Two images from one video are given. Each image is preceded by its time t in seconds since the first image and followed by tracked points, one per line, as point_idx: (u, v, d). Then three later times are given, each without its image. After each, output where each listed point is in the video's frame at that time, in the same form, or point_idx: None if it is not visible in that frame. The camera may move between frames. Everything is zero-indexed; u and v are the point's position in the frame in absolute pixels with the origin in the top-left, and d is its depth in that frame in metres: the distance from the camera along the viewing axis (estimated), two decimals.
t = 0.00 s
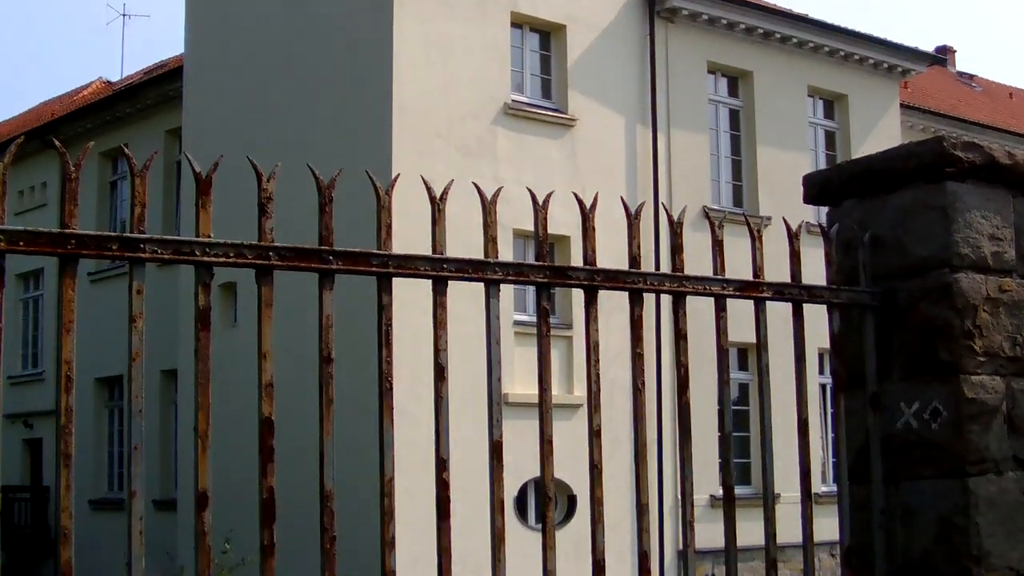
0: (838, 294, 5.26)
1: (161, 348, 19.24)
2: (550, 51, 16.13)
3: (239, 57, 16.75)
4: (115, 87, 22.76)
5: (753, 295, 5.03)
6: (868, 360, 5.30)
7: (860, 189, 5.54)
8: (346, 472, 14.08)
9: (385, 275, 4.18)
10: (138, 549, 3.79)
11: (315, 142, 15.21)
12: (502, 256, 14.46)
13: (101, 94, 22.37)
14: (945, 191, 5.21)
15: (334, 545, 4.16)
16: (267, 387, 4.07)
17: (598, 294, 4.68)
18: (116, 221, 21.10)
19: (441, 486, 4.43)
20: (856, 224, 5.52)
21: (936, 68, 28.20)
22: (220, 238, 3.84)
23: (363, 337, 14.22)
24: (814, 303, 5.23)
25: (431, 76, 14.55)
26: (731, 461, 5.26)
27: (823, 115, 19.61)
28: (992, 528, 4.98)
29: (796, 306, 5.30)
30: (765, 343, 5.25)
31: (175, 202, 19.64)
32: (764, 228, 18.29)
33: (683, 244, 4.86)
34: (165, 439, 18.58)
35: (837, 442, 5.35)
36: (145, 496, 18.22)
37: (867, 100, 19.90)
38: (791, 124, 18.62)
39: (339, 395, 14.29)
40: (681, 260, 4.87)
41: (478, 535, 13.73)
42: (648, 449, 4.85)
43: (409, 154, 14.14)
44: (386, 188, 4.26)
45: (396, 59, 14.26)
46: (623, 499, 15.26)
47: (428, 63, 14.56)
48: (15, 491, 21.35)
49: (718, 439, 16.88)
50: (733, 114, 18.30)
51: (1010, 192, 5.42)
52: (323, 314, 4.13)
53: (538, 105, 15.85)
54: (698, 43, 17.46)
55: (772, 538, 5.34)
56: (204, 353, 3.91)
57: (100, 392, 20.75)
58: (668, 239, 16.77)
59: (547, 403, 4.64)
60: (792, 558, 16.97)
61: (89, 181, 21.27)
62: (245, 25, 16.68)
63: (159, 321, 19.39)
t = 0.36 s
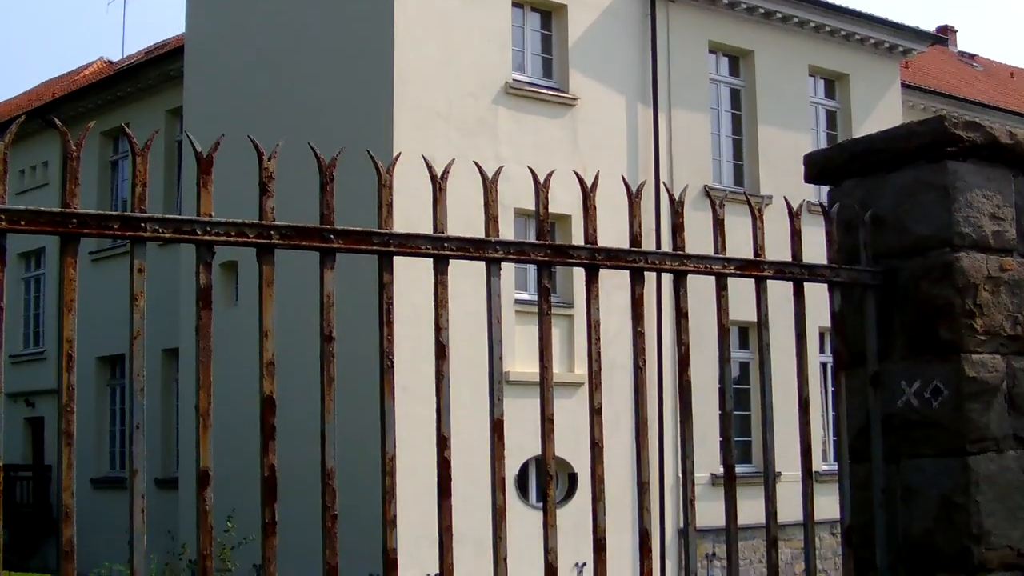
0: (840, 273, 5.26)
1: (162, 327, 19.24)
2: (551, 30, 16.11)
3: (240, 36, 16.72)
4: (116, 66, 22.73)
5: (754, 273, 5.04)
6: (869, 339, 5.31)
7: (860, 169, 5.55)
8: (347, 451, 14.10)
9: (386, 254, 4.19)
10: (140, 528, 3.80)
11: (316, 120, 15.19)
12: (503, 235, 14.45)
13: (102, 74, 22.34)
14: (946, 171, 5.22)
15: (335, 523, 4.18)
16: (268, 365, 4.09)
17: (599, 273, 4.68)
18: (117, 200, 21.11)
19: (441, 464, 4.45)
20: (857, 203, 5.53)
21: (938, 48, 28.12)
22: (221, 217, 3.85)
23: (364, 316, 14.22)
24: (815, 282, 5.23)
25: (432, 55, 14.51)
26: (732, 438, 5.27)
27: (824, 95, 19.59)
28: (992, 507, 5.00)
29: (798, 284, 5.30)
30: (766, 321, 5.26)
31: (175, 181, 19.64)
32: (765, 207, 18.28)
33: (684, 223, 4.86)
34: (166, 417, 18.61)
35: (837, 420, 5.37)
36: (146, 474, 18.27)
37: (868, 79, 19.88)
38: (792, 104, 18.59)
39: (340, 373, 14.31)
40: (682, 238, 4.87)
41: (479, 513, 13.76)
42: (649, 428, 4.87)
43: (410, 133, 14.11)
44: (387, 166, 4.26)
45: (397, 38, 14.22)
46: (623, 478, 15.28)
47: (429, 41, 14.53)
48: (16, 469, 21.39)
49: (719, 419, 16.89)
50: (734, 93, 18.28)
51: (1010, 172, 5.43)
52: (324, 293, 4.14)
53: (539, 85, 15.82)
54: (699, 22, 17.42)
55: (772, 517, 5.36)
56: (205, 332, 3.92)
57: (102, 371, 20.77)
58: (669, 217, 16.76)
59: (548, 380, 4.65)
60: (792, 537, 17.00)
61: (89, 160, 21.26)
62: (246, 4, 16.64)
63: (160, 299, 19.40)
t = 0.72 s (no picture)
0: (841, 253, 5.26)
1: (163, 306, 19.25)
2: (552, 9, 16.06)
3: (240, 15, 16.67)
4: (116, 46, 22.67)
5: (755, 252, 5.03)
6: (870, 319, 5.31)
7: (861, 148, 5.55)
8: (348, 431, 14.11)
9: (387, 233, 4.19)
10: (141, 507, 3.81)
11: (317, 99, 15.16)
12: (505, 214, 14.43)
13: (102, 53, 22.29)
14: (948, 150, 5.21)
15: (337, 503, 4.19)
16: (270, 344, 4.09)
17: (600, 253, 4.68)
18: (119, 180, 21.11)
19: (442, 444, 4.46)
20: (859, 182, 5.52)
21: (940, 28, 28.04)
22: (221, 197, 3.84)
23: (366, 295, 14.22)
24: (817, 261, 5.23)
25: (433, 34, 14.46)
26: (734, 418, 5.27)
27: (825, 74, 19.53)
28: (993, 487, 5.01)
29: (799, 264, 5.30)
30: (767, 300, 5.26)
31: (177, 161, 19.63)
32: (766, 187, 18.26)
33: (685, 203, 4.85)
34: (169, 397, 18.64)
35: (838, 400, 5.37)
36: (149, 454, 18.30)
37: (870, 59, 19.83)
38: (793, 83, 18.55)
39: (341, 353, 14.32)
40: (684, 218, 4.87)
41: (480, 492, 13.78)
42: (650, 408, 4.87)
43: (411, 112, 14.08)
44: (388, 145, 4.26)
45: (398, 17, 14.17)
46: (624, 458, 15.30)
47: (430, 20, 14.47)
48: (18, 449, 21.42)
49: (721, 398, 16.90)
50: (735, 72, 18.23)
51: (1013, 152, 5.42)
52: (325, 272, 4.14)
53: (540, 64, 15.78)
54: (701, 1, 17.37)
55: (773, 496, 5.37)
56: (206, 311, 3.93)
57: (104, 350, 20.79)
58: (670, 197, 16.74)
59: (549, 359, 4.65)
60: (793, 517, 17.04)
61: (90, 140, 21.25)
62: None
63: (161, 279, 19.40)
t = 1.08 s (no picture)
0: (840, 232, 5.26)
1: (163, 286, 19.24)
2: None
3: None
4: (115, 25, 22.60)
5: (755, 231, 5.03)
6: (870, 297, 5.31)
7: (862, 127, 5.54)
8: (347, 411, 14.13)
9: (386, 212, 4.18)
10: (141, 486, 3.81)
11: (317, 78, 15.13)
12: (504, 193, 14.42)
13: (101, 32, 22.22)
14: (947, 129, 5.21)
15: (336, 482, 4.20)
16: (269, 323, 4.09)
17: (600, 232, 4.68)
18: (118, 159, 21.08)
19: (441, 423, 4.47)
20: (859, 161, 5.52)
21: (939, 7, 27.98)
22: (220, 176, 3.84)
23: (365, 274, 14.20)
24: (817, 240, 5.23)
25: (432, 12, 14.42)
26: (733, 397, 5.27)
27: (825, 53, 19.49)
28: (992, 466, 5.03)
29: (799, 244, 5.29)
30: (767, 280, 5.26)
31: (176, 140, 19.60)
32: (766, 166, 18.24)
33: (685, 181, 4.85)
34: (168, 375, 18.65)
35: (838, 379, 5.38)
36: (148, 433, 18.32)
37: (869, 38, 19.79)
38: (793, 62, 18.51)
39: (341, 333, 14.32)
40: (683, 196, 4.86)
41: (479, 470, 13.80)
42: (649, 386, 4.87)
43: (410, 91, 14.05)
44: (387, 124, 4.25)
45: None
46: (624, 436, 15.34)
47: None
48: (17, 428, 21.45)
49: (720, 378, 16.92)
50: (735, 52, 18.19)
51: (1012, 131, 5.42)
52: (324, 252, 4.14)
53: (539, 42, 15.73)
54: None
55: (773, 476, 5.38)
56: (206, 290, 3.93)
57: (103, 329, 20.79)
58: (669, 176, 16.72)
59: (549, 338, 4.65)
60: (792, 495, 17.11)
61: (89, 120, 21.21)
62: None
63: (160, 258, 19.38)
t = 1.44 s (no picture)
0: (842, 208, 5.25)
1: (164, 262, 19.25)
2: None
3: None
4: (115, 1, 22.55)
5: (756, 208, 5.03)
6: (871, 274, 5.31)
7: (863, 102, 5.52)
8: (349, 387, 14.16)
9: (388, 187, 4.18)
10: (142, 462, 3.82)
11: (318, 54, 15.09)
12: (506, 169, 14.40)
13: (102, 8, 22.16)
14: (950, 106, 5.20)
15: (337, 457, 4.20)
16: (270, 299, 4.10)
17: (602, 208, 4.68)
18: (120, 136, 21.07)
19: (442, 399, 4.48)
20: (860, 137, 5.51)
21: None
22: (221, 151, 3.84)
23: (366, 251, 14.20)
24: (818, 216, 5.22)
25: None
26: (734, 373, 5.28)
27: (827, 29, 19.44)
28: (993, 442, 5.04)
29: (800, 219, 5.29)
30: (768, 255, 5.26)
31: (177, 117, 19.58)
32: (767, 142, 18.23)
33: (687, 157, 4.85)
34: (170, 351, 18.70)
35: (839, 355, 5.38)
36: (151, 409, 18.37)
37: (871, 14, 19.74)
38: (794, 39, 18.47)
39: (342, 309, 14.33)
40: (685, 172, 4.86)
41: (481, 447, 13.83)
42: (651, 362, 4.88)
43: (412, 67, 14.01)
44: (388, 100, 4.25)
45: None
46: (625, 413, 15.36)
47: None
48: (19, 405, 21.48)
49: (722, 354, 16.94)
50: (737, 28, 18.15)
51: (1014, 107, 5.41)
52: (325, 228, 4.14)
53: (541, 18, 15.68)
54: None
55: (773, 451, 5.39)
56: (207, 267, 3.93)
57: (105, 306, 20.81)
58: (671, 152, 16.72)
59: (549, 314, 4.66)
60: (793, 471, 17.14)
61: (91, 96, 21.17)
62: None
63: (161, 234, 19.38)
